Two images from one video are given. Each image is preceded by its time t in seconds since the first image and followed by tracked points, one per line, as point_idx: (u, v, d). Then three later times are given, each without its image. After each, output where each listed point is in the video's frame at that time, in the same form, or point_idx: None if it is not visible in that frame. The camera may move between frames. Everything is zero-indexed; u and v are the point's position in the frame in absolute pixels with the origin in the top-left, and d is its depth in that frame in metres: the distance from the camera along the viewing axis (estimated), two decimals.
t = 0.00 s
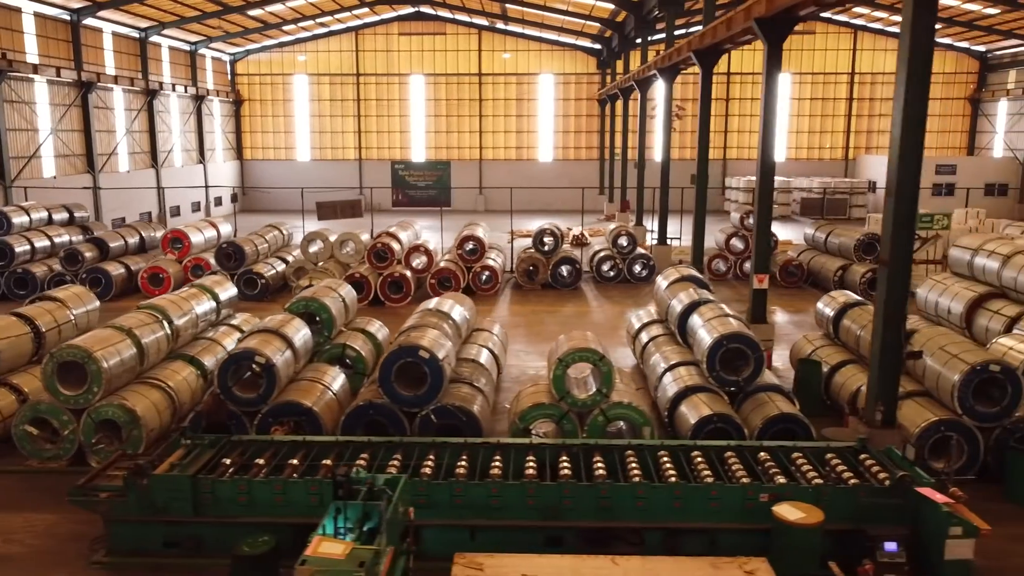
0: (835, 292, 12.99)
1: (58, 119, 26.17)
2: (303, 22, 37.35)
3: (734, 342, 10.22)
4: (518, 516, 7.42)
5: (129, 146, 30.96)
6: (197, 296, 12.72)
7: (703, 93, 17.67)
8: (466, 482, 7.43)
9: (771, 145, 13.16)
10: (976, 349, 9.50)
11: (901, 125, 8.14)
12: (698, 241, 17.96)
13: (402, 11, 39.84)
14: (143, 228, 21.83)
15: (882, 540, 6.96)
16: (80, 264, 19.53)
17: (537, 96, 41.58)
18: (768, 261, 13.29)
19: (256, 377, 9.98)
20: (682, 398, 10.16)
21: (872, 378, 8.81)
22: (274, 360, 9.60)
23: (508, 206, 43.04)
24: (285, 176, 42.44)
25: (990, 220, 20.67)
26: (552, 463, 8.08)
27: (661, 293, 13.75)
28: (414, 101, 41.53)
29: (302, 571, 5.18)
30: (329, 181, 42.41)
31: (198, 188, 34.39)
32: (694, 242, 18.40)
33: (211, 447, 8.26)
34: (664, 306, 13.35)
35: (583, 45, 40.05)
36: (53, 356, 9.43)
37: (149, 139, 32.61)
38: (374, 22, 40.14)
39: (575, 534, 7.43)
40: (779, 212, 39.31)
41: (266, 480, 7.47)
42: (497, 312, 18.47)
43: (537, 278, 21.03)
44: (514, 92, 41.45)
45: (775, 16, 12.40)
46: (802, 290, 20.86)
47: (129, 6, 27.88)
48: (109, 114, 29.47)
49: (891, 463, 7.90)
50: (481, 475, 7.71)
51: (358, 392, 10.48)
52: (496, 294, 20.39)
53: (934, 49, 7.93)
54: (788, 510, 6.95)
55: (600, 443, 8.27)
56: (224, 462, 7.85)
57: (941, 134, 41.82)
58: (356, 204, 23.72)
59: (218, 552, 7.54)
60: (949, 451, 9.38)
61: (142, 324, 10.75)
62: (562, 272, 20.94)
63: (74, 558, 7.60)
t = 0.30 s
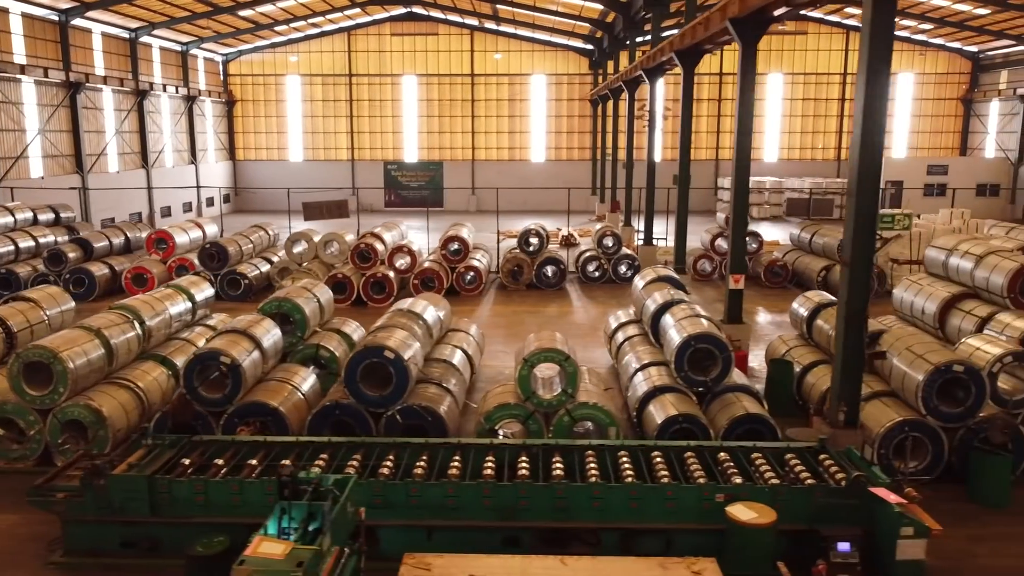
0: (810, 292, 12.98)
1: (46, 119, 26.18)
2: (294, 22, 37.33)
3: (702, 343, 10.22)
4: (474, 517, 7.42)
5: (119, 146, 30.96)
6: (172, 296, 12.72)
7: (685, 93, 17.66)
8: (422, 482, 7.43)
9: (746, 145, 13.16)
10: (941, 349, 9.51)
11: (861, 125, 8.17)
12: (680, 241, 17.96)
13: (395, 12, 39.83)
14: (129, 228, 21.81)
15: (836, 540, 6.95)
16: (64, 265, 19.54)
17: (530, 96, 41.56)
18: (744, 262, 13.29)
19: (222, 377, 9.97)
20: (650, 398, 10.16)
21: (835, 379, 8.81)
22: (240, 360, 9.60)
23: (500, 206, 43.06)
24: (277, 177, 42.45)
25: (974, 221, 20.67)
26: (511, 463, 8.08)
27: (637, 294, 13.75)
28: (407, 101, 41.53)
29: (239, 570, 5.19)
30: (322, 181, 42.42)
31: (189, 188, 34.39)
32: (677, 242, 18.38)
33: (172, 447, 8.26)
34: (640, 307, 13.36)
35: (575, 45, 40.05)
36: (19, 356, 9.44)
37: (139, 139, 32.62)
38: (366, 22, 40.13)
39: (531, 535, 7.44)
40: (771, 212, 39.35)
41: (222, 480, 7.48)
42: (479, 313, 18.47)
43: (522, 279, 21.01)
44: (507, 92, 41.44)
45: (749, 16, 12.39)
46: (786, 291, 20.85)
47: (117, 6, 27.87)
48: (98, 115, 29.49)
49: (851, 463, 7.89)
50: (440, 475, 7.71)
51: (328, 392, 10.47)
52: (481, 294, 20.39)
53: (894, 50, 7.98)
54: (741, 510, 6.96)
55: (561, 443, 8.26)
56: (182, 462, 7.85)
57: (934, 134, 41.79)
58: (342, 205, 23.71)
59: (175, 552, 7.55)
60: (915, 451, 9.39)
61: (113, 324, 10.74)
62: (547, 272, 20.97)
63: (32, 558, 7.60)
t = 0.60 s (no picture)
0: (784, 292, 12.99)
1: (34, 119, 26.19)
2: (286, 22, 37.31)
3: (670, 343, 10.22)
4: (430, 516, 7.43)
5: (109, 146, 30.98)
6: (147, 297, 12.73)
7: (666, 93, 17.65)
8: (378, 481, 7.44)
9: (721, 145, 13.15)
10: (905, 348, 9.52)
11: (822, 126, 8.18)
12: (662, 240, 17.98)
13: (387, 12, 39.81)
14: (114, 228, 21.82)
15: (788, 540, 6.96)
16: (47, 264, 19.53)
17: (522, 96, 41.57)
18: (719, 262, 13.28)
19: (189, 376, 9.99)
20: (618, 398, 10.17)
21: (797, 380, 8.81)
22: (206, 360, 9.62)
23: (493, 206, 43.10)
24: (270, 177, 42.48)
25: (958, 221, 20.68)
26: (470, 463, 8.10)
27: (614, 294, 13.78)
28: (399, 101, 41.53)
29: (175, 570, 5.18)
30: (315, 181, 42.47)
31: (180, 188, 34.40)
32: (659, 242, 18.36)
33: (132, 446, 8.28)
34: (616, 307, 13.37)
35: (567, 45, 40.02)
36: None
37: (129, 139, 32.62)
38: (359, 22, 40.13)
39: (487, 534, 7.45)
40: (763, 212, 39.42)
41: (180, 479, 7.49)
42: (461, 312, 18.49)
43: (506, 279, 21.01)
44: (499, 92, 41.44)
45: (723, 16, 12.39)
46: (770, 290, 20.88)
47: (106, 6, 27.84)
48: (87, 115, 29.48)
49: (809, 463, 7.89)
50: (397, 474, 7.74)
51: (297, 392, 10.47)
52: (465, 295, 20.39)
53: (853, 51, 7.98)
54: (693, 509, 6.96)
55: (520, 442, 8.27)
56: (141, 462, 7.86)
57: (926, 135, 41.81)
58: (329, 204, 23.74)
59: (133, 551, 7.56)
60: (879, 451, 9.40)
61: (82, 324, 10.75)
62: (531, 272, 21.00)
63: None
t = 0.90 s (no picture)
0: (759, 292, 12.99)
1: (22, 118, 26.20)
2: (278, 22, 37.31)
3: (637, 342, 10.23)
4: (386, 514, 7.44)
5: (99, 146, 30.99)
6: (123, 296, 12.72)
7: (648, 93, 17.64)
8: (334, 480, 7.44)
9: (696, 146, 13.16)
10: (871, 347, 9.53)
11: (781, 124, 8.22)
12: (643, 240, 17.97)
13: (379, 12, 39.81)
14: (99, 228, 21.81)
15: (741, 539, 6.97)
16: (30, 264, 19.50)
17: (514, 96, 41.57)
18: (695, 261, 13.26)
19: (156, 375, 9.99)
20: (586, 397, 10.17)
21: (760, 380, 8.82)
22: (172, 358, 9.62)
23: (485, 206, 43.13)
24: (263, 176, 42.49)
25: (942, 221, 20.69)
26: (430, 462, 8.11)
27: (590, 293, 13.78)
28: (391, 101, 41.53)
29: (112, 568, 5.17)
30: (307, 181, 42.49)
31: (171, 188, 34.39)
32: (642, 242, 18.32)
33: (93, 445, 8.29)
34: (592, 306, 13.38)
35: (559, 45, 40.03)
36: None
37: (119, 139, 32.61)
38: (351, 22, 40.14)
39: (444, 533, 7.46)
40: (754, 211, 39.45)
41: (137, 478, 7.49)
42: (444, 312, 18.48)
43: (491, 278, 21.01)
44: (491, 92, 41.45)
45: (697, 16, 12.39)
46: (754, 290, 20.88)
47: (96, 6, 27.85)
48: (76, 114, 29.50)
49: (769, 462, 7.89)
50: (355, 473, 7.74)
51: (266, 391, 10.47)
52: (449, 294, 20.40)
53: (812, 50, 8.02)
54: (646, 508, 6.96)
55: (481, 441, 8.28)
56: (100, 460, 7.87)
57: (918, 135, 41.84)
58: (315, 204, 23.76)
59: (91, 550, 7.56)
60: (844, 450, 9.41)
61: (52, 323, 10.73)
62: (516, 272, 21.01)
63: None
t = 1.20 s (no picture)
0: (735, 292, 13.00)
1: (10, 118, 26.19)
2: (270, 22, 37.31)
3: (605, 341, 10.23)
4: (344, 514, 7.44)
5: (89, 146, 31.01)
6: (97, 296, 12.72)
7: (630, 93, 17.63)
8: (292, 479, 7.45)
9: (671, 145, 13.18)
10: (838, 347, 9.54)
11: (742, 123, 8.24)
12: (626, 240, 17.97)
13: (372, 12, 39.82)
14: (85, 228, 21.79)
15: (696, 537, 6.97)
16: (15, 263, 19.51)
17: (507, 96, 41.55)
18: (672, 260, 13.26)
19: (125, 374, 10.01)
20: (554, 397, 10.18)
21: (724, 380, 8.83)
22: (139, 358, 9.63)
23: (478, 206, 43.13)
24: (256, 176, 42.51)
25: (926, 221, 20.70)
26: (392, 461, 8.12)
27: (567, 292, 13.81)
28: (384, 101, 41.52)
29: (52, 567, 5.18)
30: (300, 181, 42.50)
31: (162, 188, 34.37)
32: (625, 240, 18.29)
33: (56, 445, 8.30)
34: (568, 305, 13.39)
35: (551, 45, 40.04)
36: None
37: (109, 138, 32.62)
38: (343, 22, 40.14)
39: (401, 531, 7.47)
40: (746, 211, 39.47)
41: (95, 477, 7.49)
42: (426, 311, 18.50)
43: (475, 278, 21.01)
44: (483, 92, 41.44)
45: (671, 16, 12.38)
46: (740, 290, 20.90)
47: (85, 6, 27.84)
48: (66, 114, 29.50)
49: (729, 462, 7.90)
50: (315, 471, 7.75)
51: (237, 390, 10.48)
52: (433, 294, 20.41)
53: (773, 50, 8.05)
54: (601, 507, 6.96)
55: (442, 440, 8.28)
56: (60, 459, 7.87)
57: (911, 135, 41.81)
58: (301, 203, 23.75)
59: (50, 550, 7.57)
60: (811, 450, 9.42)
61: (22, 323, 10.72)
62: (501, 271, 21.01)
63: None
